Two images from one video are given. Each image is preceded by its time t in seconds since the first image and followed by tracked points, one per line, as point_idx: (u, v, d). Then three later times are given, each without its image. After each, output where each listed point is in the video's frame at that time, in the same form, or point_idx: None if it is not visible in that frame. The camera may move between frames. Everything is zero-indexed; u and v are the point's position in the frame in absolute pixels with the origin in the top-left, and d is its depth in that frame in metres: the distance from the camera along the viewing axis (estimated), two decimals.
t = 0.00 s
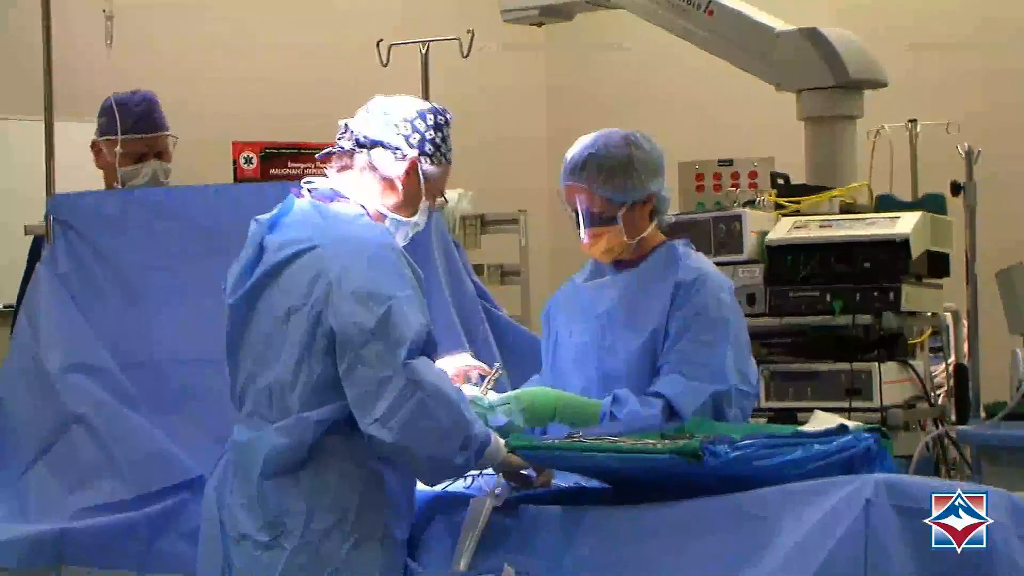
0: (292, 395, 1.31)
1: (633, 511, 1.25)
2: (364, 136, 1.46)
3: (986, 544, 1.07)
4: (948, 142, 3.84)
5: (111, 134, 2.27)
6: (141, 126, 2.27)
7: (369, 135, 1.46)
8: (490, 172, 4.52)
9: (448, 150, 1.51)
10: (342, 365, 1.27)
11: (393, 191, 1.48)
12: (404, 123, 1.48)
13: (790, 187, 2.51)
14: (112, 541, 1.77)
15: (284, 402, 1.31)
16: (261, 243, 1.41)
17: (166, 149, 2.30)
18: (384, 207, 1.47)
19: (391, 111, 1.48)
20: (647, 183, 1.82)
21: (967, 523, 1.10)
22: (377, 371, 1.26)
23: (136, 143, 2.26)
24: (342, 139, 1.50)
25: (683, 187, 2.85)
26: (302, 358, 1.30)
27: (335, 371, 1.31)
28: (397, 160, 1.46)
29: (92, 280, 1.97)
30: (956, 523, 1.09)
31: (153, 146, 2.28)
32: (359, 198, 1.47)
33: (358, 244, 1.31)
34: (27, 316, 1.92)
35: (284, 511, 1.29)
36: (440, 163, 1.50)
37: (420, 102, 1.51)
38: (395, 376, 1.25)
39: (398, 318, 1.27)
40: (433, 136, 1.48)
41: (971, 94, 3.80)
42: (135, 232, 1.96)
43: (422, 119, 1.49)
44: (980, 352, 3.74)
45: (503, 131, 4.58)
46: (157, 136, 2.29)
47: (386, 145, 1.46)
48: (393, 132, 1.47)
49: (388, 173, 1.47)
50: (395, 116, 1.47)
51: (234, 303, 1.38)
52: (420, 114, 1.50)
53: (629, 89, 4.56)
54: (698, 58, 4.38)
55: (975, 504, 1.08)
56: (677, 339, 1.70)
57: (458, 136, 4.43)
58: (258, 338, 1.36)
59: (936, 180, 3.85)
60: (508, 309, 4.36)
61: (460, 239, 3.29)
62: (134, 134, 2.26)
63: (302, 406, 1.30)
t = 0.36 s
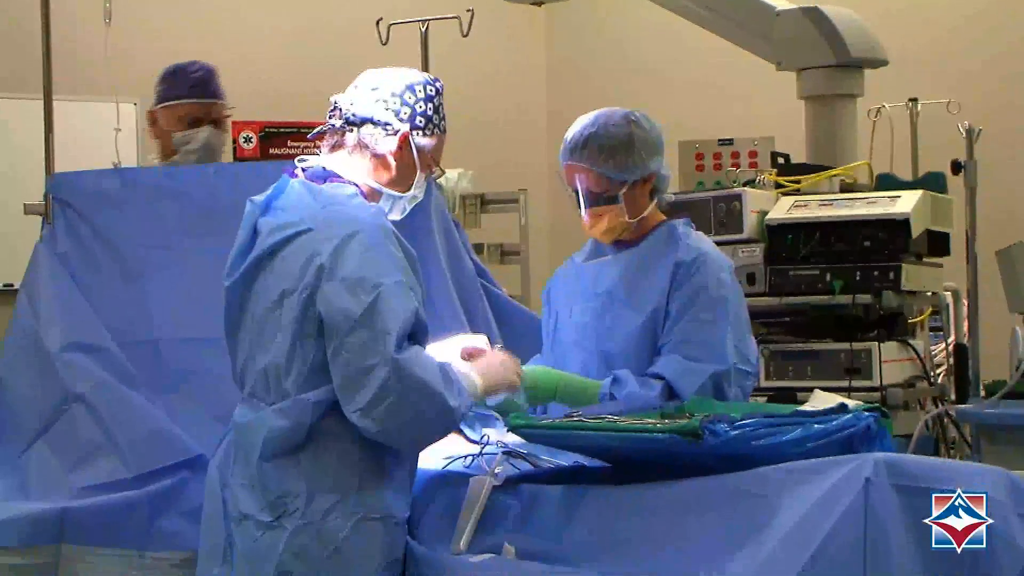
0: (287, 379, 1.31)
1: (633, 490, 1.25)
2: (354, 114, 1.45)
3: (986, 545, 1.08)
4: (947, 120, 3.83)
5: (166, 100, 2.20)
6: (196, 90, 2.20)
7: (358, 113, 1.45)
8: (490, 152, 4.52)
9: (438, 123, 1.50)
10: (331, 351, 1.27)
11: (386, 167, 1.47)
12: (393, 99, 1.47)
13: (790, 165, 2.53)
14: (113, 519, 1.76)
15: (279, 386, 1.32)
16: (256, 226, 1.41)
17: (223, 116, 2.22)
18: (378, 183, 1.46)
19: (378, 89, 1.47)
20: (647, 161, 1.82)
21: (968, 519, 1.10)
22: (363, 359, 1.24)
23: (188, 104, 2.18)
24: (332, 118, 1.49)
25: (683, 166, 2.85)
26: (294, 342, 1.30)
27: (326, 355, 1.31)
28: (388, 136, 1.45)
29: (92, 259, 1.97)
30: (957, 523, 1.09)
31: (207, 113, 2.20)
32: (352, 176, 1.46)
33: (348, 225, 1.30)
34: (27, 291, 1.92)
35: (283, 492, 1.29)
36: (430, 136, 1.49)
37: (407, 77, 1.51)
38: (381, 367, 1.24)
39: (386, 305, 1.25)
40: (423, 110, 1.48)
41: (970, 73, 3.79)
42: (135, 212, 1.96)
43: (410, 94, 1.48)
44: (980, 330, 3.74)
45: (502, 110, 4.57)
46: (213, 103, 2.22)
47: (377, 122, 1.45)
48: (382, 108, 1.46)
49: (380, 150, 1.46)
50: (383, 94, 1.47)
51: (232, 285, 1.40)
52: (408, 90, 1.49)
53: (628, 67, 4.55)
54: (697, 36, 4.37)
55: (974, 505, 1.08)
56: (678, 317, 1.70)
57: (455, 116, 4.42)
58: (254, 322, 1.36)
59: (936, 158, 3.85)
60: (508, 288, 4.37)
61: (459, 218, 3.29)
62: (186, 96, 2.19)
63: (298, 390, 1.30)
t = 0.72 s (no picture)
0: (293, 372, 1.31)
1: (633, 478, 1.25)
2: (345, 102, 1.44)
3: (986, 545, 1.09)
4: (948, 108, 3.83)
5: (228, 88, 2.23)
6: (256, 80, 2.23)
7: (349, 101, 1.44)
8: (490, 138, 4.51)
9: (433, 105, 1.49)
10: (343, 345, 1.27)
11: (379, 155, 1.46)
12: (385, 84, 1.46)
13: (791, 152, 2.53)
14: (113, 507, 1.76)
15: (285, 378, 1.31)
16: (253, 217, 1.41)
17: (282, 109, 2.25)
18: (373, 171, 1.46)
19: (370, 75, 1.46)
20: (647, 149, 1.81)
21: (964, 520, 1.11)
22: (382, 354, 1.25)
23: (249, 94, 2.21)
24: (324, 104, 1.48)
25: (683, 154, 2.85)
26: (301, 336, 1.30)
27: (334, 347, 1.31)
28: (381, 124, 1.44)
29: (92, 247, 1.96)
30: (958, 523, 1.10)
31: (262, 104, 2.23)
32: (345, 164, 1.45)
33: (351, 216, 1.30)
34: (26, 280, 1.92)
35: (285, 483, 1.29)
36: (425, 120, 1.48)
37: (399, 60, 1.49)
38: (407, 360, 1.25)
39: (399, 297, 1.26)
40: (416, 94, 1.47)
41: (972, 60, 3.79)
42: (134, 198, 1.95)
43: (403, 79, 1.47)
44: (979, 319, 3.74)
45: (503, 96, 4.56)
46: (272, 93, 2.25)
47: (369, 110, 1.44)
48: (374, 95, 1.45)
49: (374, 137, 1.45)
50: (374, 80, 1.45)
51: (231, 275, 1.39)
52: (401, 74, 1.48)
53: (628, 54, 4.55)
54: (699, 23, 4.37)
55: (973, 505, 1.10)
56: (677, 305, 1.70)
57: (455, 102, 4.41)
58: (257, 314, 1.36)
59: (937, 145, 3.85)
60: (508, 275, 4.36)
61: (457, 206, 3.28)
62: (246, 86, 2.22)
63: (308, 381, 1.30)
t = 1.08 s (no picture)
0: (288, 365, 1.31)
1: (631, 471, 1.25)
2: (337, 94, 1.44)
3: (986, 544, 1.09)
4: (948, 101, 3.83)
5: (234, 82, 2.20)
6: (262, 75, 2.20)
7: (341, 92, 1.44)
8: (490, 131, 4.51)
9: (426, 95, 1.48)
10: (336, 337, 1.27)
11: (372, 146, 1.46)
12: (376, 75, 1.45)
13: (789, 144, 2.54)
14: (113, 499, 1.76)
15: (281, 372, 1.32)
16: (247, 211, 1.41)
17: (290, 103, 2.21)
18: (367, 162, 1.46)
19: (361, 66, 1.45)
20: (645, 141, 1.81)
21: (965, 518, 1.11)
22: (376, 345, 1.26)
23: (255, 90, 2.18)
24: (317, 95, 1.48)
25: (683, 148, 2.86)
26: (295, 329, 1.30)
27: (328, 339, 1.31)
28: (374, 116, 1.44)
29: (92, 240, 1.96)
30: (959, 523, 1.10)
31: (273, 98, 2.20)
32: (339, 155, 1.46)
33: (342, 207, 1.30)
34: (27, 272, 1.93)
35: (284, 478, 1.29)
36: (418, 110, 1.47)
37: (392, 51, 1.48)
38: (398, 353, 1.26)
39: (391, 289, 1.26)
40: (407, 85, 1.46)
41: (972, 54, 3.79)
42: (134, 191, 1.95)
43: (394, 69, 1.46)
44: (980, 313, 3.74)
45: (503, 89, 4.56)
46: (279, 88, 2.21)
47: (362, 101, 1.44)
48: (366, 86, 1.44)
49: (367, 129, 1.45)
50: (365, 71, 1.44)
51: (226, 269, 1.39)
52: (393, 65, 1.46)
53: (629, 48, 4.55)
54: (700, 16, 4.37)
55: (975, 504, 1.10)
56: (679, 297, 1.70)
57: (455, 95, 4.41)
58: (253, 308, 1.36)
59: (936, 136, 3.85)
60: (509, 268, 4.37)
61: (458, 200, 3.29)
62: (252, 81, 2.19)
63: (303, 374, 1.30)
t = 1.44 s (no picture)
0: (284, 357, 1.31)
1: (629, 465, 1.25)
2: (340, 88, 1.44)
3: (986, 545, 1.10)
4: (948, 97, 3.83)
5: (232, 74, 2.18)
6: (260, 66, 2.18)
7: (344, 85, 1.44)
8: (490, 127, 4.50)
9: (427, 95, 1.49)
10: (329, 327, 1.27)
11: (374, 141, 1.45)
12: (379, 70, 1.45)
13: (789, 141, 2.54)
14: (113, 494, 1.76)
15: (276, 364, 1.32)
16: (247, 204, 1.41)
17: (291, 94, 2.18)
18: (369, 155, 1.44)
19: (364, 61, 1.46)
20: (647, 137, 1.81)
21: (965, 517, 1.11)
22: (368, 337, 1.25)
23: (253, 82, 2.16)
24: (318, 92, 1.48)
25: (683, 143, 2.86)
26: (290, 320, 1.30)
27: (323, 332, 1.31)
28: (377, 109, 1.44)
29: (91, 235, 1.95)
30: (959, 523, 1.10)
31: (273, 90, 2.17)
32: (340, 149, 1.44)
33: (342, 198, 1.30)
34: (27, 269, 1.90)
35: (282, 474, 1.29)
36: (419, 108, 1.48)
37: (394, 50, 1.49)
38: (385, 347, 1.25)
39: (385, 282, 1.26)
40: (410, 81, 1.46)
41: (972, 50, 3.79)
42: (135, 186, 1.97)
43: (397, 66, 1.47)
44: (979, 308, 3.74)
45: (503, 85, 4.55)
46: (279, 79, 2.18)
47: (364, 94, 1.44)
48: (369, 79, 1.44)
49: (368, 122, 1.44)
50: (368, 65, 1.45)
51: (225, 261, 1.39)
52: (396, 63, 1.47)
53: (629, 44, 4.55)
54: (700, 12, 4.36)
55: (975, 504, 1.10)
56: (683, 292, 1.69)
57: (455, 91, 4.40)
58: (251, 300, 1.36)
59: (936, 132, 3.85)
60: (509, 264, 4.37)
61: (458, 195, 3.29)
62: (251, 73, 2.16)
63: (297, 366, 1.30)
